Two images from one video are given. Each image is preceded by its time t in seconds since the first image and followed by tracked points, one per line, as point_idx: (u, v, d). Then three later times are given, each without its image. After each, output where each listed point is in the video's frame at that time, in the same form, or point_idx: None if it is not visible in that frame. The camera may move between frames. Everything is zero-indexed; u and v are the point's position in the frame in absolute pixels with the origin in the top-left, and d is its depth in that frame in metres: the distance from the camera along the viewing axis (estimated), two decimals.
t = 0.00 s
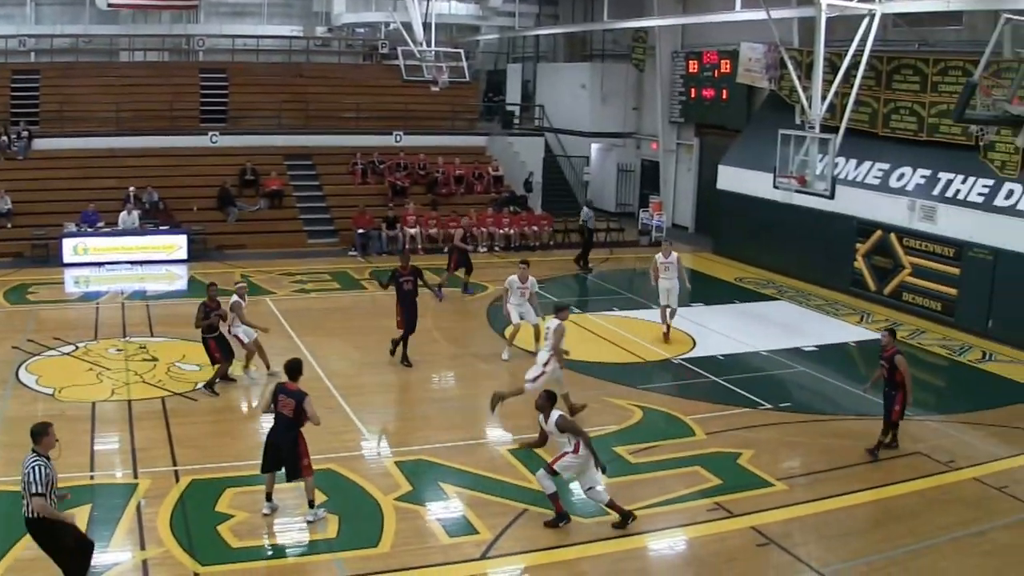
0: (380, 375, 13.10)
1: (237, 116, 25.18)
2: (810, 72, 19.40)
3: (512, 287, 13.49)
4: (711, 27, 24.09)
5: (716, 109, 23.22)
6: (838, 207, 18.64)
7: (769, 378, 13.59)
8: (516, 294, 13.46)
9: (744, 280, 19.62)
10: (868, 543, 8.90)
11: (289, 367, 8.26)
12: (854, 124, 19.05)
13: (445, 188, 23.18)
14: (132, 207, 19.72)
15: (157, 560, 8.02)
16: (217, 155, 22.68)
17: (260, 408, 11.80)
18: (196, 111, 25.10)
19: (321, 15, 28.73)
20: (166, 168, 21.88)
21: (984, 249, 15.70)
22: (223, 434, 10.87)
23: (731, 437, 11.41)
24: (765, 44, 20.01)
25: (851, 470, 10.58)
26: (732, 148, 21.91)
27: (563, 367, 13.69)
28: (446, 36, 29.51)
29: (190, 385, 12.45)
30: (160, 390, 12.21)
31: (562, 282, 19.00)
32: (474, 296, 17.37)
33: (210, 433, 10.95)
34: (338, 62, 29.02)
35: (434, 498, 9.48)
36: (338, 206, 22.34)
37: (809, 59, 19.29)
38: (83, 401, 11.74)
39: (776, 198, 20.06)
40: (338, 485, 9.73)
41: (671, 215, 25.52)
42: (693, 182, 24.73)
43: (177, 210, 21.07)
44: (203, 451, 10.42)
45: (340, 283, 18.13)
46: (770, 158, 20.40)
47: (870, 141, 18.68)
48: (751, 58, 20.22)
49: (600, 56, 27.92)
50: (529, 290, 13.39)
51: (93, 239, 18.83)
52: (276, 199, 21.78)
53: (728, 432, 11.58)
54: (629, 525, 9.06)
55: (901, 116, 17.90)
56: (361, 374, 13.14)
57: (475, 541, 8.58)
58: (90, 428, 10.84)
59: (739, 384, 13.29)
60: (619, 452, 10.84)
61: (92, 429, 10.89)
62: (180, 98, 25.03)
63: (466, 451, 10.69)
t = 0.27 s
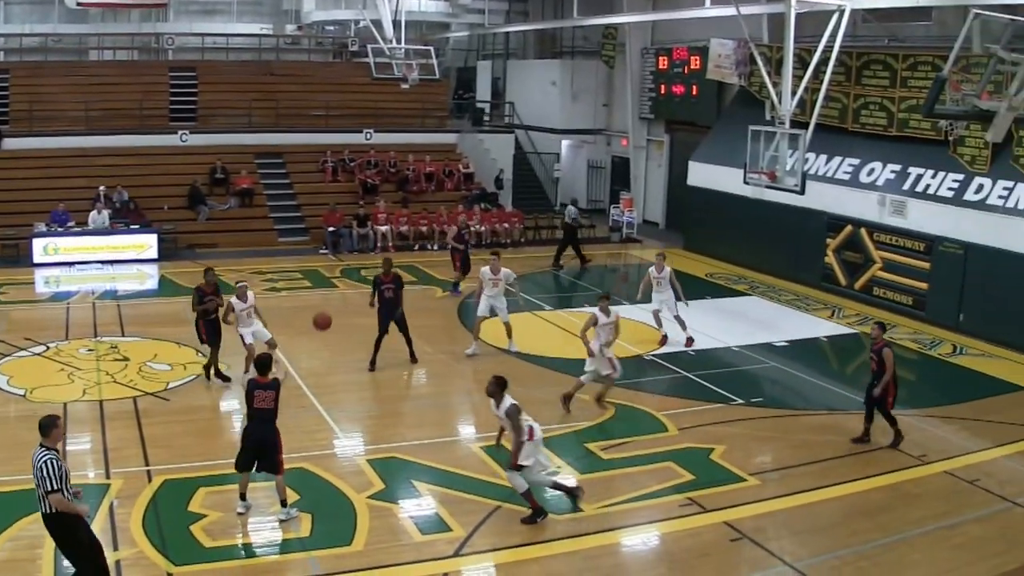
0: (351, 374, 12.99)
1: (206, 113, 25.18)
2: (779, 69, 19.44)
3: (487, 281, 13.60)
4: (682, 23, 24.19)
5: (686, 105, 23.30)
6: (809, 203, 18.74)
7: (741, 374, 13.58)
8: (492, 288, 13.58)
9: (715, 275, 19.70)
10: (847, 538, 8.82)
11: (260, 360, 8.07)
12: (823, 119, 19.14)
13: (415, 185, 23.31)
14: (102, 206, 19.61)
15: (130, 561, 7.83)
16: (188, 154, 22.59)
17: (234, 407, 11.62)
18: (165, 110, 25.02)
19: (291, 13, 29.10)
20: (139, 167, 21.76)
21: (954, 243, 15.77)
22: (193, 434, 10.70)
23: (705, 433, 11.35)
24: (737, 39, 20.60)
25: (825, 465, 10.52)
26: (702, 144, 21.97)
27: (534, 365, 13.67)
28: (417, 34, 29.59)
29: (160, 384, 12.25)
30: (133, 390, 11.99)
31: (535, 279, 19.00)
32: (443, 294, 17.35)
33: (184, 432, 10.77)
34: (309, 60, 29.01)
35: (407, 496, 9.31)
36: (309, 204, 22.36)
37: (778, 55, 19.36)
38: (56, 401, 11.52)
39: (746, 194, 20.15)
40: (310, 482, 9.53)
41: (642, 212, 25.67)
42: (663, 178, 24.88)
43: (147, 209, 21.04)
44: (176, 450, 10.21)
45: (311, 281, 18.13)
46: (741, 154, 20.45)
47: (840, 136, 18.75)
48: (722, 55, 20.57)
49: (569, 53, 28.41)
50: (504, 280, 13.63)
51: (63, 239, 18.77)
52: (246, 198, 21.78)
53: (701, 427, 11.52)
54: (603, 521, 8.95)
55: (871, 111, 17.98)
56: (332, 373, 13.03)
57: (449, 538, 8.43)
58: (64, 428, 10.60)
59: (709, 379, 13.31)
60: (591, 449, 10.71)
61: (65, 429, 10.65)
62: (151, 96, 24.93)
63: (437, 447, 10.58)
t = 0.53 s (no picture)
0: (337, 373, 12.98)
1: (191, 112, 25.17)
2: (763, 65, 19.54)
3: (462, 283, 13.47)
4: (667, 21, 24.26)
5: (670, 102, 23.37)
6: (794, 199, 18.79)
7: (725, 371, 13.61)
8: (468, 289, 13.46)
9: (700, 272, 19.74)
10: (835, 533, 8.83)
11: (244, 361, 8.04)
12: (808, 116, 19.20)
13: (400, 183, 23.33)
14: (87, 206, 19.60)
15: (117, 561, 7.80)
16: (173, 152, 22.56)
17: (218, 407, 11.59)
18: (150, 108, 24.89)
19: (275, 11, 29.20)
20: (125, 167, 21.71)
21: (939, 239, 15.81)
22: (179, 434, 10.66)
23: (691, 429, 11.36)
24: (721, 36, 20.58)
25: (812, 460, 10.54)
26: (687, 141, 22.01)
27: (519, 362, 13.68)
28: (401, 32, 29.62)
29: (146, 384, 12.21)
30: (118, 390, 11.95)
31: (521, 277, 19.02)
32: (429, 292, 17.39)
33: (169, 432, 10.75)
34: (293, 59, 29.01)
35: (393, 494, 9.30)
36: (294, 203, 22.38)
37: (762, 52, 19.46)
38: (42, 402, 11.47)
39: (731, 190, 20.20)
40: (296, 482, 9.52)
41: (627, 208, 25.82)
42: (649, 176, 24.95)
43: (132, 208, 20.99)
44: (161, 450, 10.19)
45: (297, 280, 18.14)
46: (726, 151, 20.48)
47: (824, 132, 18.80)
48: (705, 53, 20.53)
49: (554, 50, 28.45)
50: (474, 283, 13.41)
51: (48, 239, 18.71)
52: (231, 197, 21.74)
53: (687, 424, 11.53)
54: (590, 517, 8.97)
55: (855, 107, 18.04)
56: (318, 372, 13.00)
57: (435, 536, 8.44)
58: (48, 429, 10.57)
59: (695, 376, 13.32)
60: (578, 446, 10.72)
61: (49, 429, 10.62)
62: (135, 95, 24.90)
63: (424, 445, 10.58)
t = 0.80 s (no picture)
0: (336, 372, 12.96)
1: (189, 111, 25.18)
2: (762, 63, 19.53)
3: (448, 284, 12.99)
4: (665, 19, 24.28)
5: (668, 100, 23.39)
6: (791, 196, 18.84)
7: (724, 368, 13.63)
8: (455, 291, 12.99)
9: (698, 270, 19.79)
10: (834, 529, 8.84)
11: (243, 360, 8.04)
12: (806, 113, 19.23)
13: (398, 182, 23.32)
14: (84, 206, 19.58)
15: (117, 562, 7.78)
16: (171, 152, 22.51)
17: (216, 407, 11.56)
18: (148, 108, 24.87)
19: (273, 10, 29.20)
20: (123, 167, 21.68)
21: (937, 236, 15.85)
22: (178, 434, 10.63)
23: (690, 426, 11.37)
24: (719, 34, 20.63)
25: (811, 457, 10.55)
26: (685, 139, 22.03)
27: (519, 361, 13.67)
28: (398, 31, 29.62)
29: (145, 384, 12.18)
30: (117, 390, 11.93)
31: (519, 275, 19.03)
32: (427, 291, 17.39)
33: (168, 432, 10.73)
34: (291, 58, 28.99)
35: (393, 493, 9.29)
36: (292, 202, 22.37)
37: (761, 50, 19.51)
38: (40, 403, 11.44)
39: (729, 188, 20.24)
40: (295, 481, 9.50)
41: (625, 206, 25.87)
42: (647, 174, 25.00)
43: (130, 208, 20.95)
44: (160, 450, 10.17)
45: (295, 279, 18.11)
46: (723, 148, 20.50)
47: (822, 130, 18.83)
48: (704, 51, 20.60)
49: (552, 49, 28.51)
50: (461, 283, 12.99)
51: (45, 239, 18.66)
52: (229, 196, 21.71)
53: (687, 421, 11.54)
54: (590, 515, 8.97)
55: (853, 105, 18.07)
56: (318, 372, 12.98)
57: (435, 535, 8.43)
58: (47, 430, 10.54)
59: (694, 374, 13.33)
60: (578, 444, 10.71)
61: (48, 430, 10.59)
62: (133, 95, 24.86)
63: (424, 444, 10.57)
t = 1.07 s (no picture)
0: (336, 371, 12.95)
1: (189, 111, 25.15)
2: (762, 62, 19.56)
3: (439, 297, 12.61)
4: (664, 18, 24.30)
5: (669, 99, 23.41)
6: (791, 194, 18.88)
7: (725, 366, 13.65)
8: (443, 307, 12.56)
9: (699, 268, 19.83)
10: (836, 527, 8.84)
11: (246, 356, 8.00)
12: (806, 112, 19.26)
13: (398, 182, 23.31)
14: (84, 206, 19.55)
15: (118, 564, 7.75)
16: (170, 151, 22.48)
17: (217, 407, 11.54)
18: (147, 107, 24.86)
19: (273, 9, 29.19)
20: (122, 167, 21.64)
21: (937, 234, 15.88)
22: (178, 434, 10.61)
23: (692, 425, 11.37)
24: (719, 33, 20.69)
25: (812, 455, 10.56)
26: (685, 138, 22.05)
27: (520, 360, 13.67)
28: (399, 30, 29.62)
29: (145, 384, 12.15)
30: (117, 390, 11.90)
31: (519, 274, 19.04)
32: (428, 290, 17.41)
33: (168, 432, 10.70)
34: (291, 57, 28.96)
35: (395, 493, 9.27)
36: (292, 202, 22.36)
37: (761, 49, 19.54)
38: (41, 404, 11.41)
39: (729, 186, 20.27)
40: (297, 481, 9.47)
41: (625, 205, 25.91)
42: (647, 173, 25.04)
43: (129, 208, 20.91)
44: (161, 450, 10.15)
45: (296, 279, 18.09)
46: (723, 147, 20.53)
47: (822, 129, 18.86)
48: (704, 49, 20.63)
49: (552, 48, 28.57)
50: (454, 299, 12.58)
51: (45, 240, 18.62)
52: (229, 196, 21.69)
53: (688, 420, 11.54)
54: (592, 514, 8.96)
55: (853, 103, 18.09)
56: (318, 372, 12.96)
57: (437, 534, 8.42)
58: (48, 431, 10.50)
59: (696, 372, 13.34)
60: (579, 443, 10.70)
61: (49, 431, 10.56)
62: (132, 94, 24.82)
63: (425, 443, 10.56)
